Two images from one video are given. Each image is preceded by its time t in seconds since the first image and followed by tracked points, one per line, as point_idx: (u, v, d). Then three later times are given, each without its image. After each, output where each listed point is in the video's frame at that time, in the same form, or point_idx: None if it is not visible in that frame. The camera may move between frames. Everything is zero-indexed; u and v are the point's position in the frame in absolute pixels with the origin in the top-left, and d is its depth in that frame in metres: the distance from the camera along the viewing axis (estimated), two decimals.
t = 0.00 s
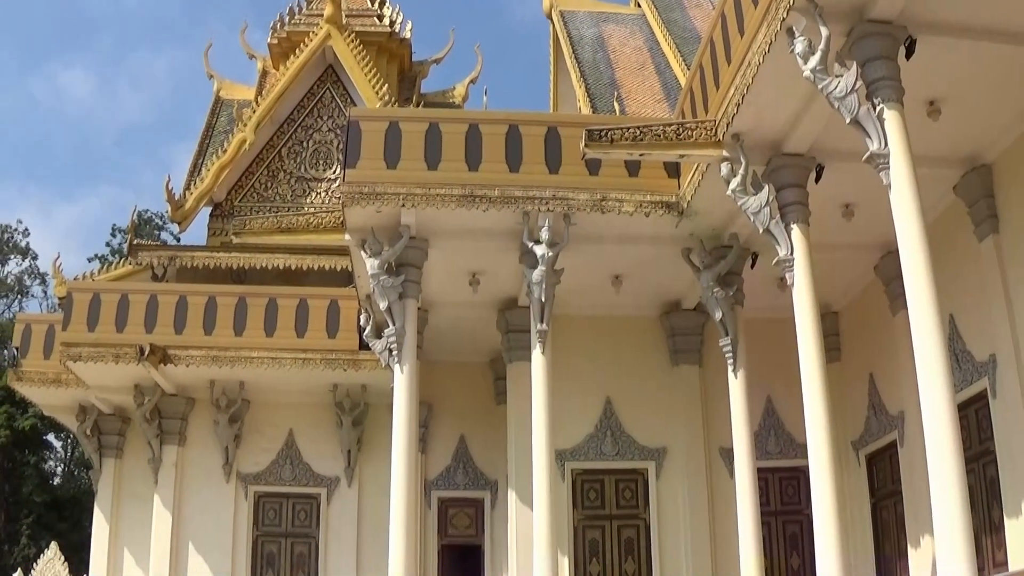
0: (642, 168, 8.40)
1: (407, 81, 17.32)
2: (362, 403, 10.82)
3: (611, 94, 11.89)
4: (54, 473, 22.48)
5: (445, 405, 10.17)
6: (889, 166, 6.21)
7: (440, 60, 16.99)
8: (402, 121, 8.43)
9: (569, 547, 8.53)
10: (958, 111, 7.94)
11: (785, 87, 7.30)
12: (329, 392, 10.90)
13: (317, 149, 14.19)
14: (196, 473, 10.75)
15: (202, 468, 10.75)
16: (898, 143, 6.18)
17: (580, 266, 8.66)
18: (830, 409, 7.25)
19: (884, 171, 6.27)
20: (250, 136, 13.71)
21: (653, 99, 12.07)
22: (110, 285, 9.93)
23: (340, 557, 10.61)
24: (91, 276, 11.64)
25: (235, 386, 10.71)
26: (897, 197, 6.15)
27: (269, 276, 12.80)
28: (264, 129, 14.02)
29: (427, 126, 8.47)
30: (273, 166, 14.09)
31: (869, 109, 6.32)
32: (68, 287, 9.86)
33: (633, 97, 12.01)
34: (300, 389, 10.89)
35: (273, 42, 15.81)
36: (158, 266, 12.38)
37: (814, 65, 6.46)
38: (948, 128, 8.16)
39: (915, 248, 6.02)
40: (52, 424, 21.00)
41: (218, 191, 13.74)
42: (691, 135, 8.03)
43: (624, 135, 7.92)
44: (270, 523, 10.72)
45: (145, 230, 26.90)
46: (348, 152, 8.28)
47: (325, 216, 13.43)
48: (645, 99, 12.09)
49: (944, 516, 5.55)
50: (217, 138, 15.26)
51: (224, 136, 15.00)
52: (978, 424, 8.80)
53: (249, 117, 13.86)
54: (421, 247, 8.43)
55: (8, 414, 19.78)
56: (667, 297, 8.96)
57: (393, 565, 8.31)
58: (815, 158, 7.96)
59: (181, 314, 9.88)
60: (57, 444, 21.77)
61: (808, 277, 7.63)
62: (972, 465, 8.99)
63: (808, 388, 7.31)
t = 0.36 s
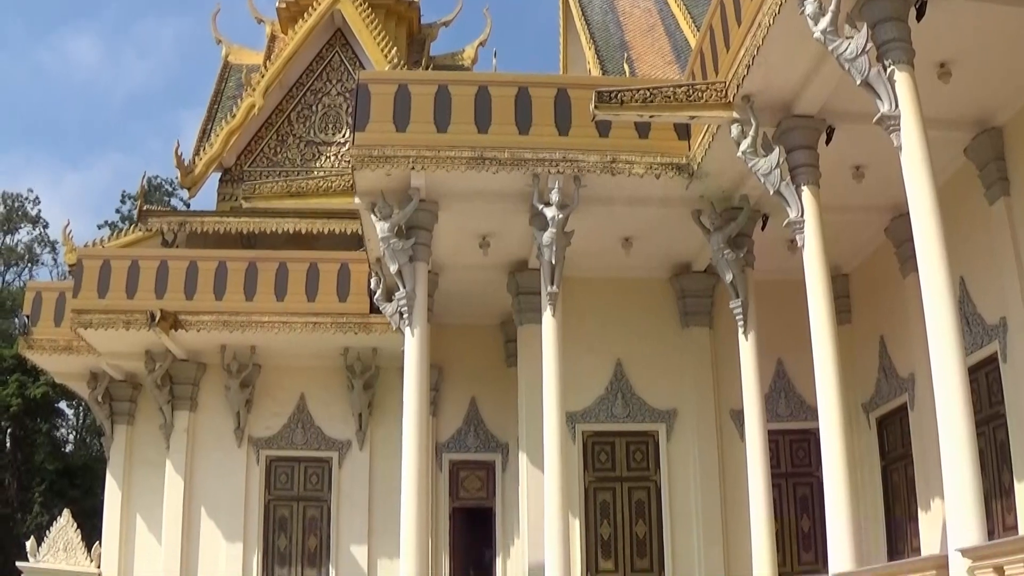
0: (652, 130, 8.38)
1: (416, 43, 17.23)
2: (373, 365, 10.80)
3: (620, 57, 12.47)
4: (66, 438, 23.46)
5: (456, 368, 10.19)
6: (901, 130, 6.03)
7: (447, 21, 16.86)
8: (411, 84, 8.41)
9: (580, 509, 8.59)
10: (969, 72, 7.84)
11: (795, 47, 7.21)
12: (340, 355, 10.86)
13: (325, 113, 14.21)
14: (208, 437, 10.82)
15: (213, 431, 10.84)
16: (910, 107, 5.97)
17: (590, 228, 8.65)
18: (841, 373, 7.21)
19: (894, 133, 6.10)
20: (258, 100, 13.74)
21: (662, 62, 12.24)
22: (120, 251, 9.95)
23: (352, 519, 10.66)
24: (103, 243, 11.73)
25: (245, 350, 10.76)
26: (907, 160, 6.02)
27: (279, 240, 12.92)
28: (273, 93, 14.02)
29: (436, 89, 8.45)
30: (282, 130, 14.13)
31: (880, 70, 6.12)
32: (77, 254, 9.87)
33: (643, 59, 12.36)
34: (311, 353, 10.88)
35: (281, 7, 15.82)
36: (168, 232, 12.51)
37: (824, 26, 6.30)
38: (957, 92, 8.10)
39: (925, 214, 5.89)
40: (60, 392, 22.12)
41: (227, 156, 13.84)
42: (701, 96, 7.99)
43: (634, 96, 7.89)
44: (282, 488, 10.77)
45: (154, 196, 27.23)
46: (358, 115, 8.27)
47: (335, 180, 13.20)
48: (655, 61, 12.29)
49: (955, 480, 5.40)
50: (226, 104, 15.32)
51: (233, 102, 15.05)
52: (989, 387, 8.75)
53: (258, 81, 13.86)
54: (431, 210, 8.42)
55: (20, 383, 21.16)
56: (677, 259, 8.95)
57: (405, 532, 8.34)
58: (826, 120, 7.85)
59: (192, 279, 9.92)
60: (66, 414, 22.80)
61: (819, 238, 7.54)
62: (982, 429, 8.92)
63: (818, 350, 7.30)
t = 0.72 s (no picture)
0: (663, 90, 8.33)
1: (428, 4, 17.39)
2: (385, 327, 10.74)
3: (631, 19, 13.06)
4: (79, 405, 23.73)
5: (468, 330, 10.20)
6: (912, 89, 5.92)
7: None
8: (421, 45, 8.39)
9: (592, 469, 8.64)
10: (981, 33, 7.67)
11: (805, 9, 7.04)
12: (353, 317, 10.82)
13: (336, 76, 14.10)
14: (221, 400, 10.87)
15: (225, 394, 10.89)
16: (922, 67, 5.85)
17: (601, 188, 8.64)
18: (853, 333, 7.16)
19: (906, 93, 6.00)
20: (268, 63, 13.64)
21: (674, 20, 12.96)
22: (132, 215, 9.96)
23: (365, 479, 10.73)
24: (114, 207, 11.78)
25: (257, 313, 10.71)
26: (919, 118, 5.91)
27: (290, 203, 12.89)
28: (283, 56, 13.93)
29: (446, 50, 8.42)
30: (292, 93, 14.06)
31: (891, 30, 6.03)
32: (88, 220, 9.88)
33: (654, 18, 13.00)
34: (324, 315, 10.86)
35: None
36: (179, 195, 12.62)
37: None
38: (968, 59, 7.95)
39: (938, 174, 5.78)
40: (74, 355, 21.96)
41: (238, 119, 13.83)
42: (713, 55, 7.89)
43: (644, 56, 7.81)
44: (295, 450, 10.82)
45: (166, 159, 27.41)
46: (368, 77, 8.24)
47: (346, 141, 13.59)
48: (665, 20, 12.98)
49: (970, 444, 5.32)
50: (236, 67, 15.31)
51: (243, 65, 15.03)
52: (1000, 348, 8.66)
53: (267, 44, 13.76)
54: (441, 170, 8.42)
55: (34, 347, 20.80)
56: (689, 219, 8.93)
57: (416, 495, 8.37)
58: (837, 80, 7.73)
59: (204, 241, 9.93)
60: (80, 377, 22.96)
61: (831, 195, 7.50)
62: (994, 389, 8.81)
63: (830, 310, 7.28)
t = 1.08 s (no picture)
0: (679, 55, 8.25)
1: None
2: (402, 294, 10.74)
3: None
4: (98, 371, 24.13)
5: (484, 296, 10.21)
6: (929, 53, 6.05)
7: None
8: (437, 11, 8.34)
9: (609, 435, 8.70)
10: None
11: None
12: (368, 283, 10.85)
13: (352, 42, 13.78)
14: (238, 367, 10.91)
15: (241, 362, 10.93)
16: (937, 30, 5.99)
17: (617, 154, 8.61)
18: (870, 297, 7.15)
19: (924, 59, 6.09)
20: (284, 32, 13.38)
21: None
22: (148, 183, 9.99)
23: (382, 445, 10.74)
24: (131, 175, 11.82)
25: (274, 280, 10.70)
26: (935, 89, 6.00)
27: (307, 169, 12.94)
28: (298, 23, 13.59)
29: (462, 16, 8.39)
30: (307, 60, 13.76)
31: None
32: (105, 188, 9.92)
33: None
34: (341, 282, 10.85)
35: None
36: (195, 162, 12.65)
37: None
38: (990, 28, 7.85)
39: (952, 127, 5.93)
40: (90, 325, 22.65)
41: (253, 87, 13.56)
42: (730, 21, 7.72)
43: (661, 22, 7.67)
44: (311, 417, 10.84)
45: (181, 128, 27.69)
46: (384, 43, 8.19)
47: (363, 108, 13.34)
48: None
49: (984, 411, 5.45)
50: (251, 34, 15.20)
51: (258, 32, 14.89)
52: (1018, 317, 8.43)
53: (282, 11, 13.44)
54: (458, 136, 8.39)
55: (52, 316, 21.46)
56: (706, 184, 8.92)
57: (433, 462, 8.41)
58: (855, 45, 7.57)
59: (220, 208, 9.94)
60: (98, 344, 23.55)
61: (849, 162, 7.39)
62: (1011, 356, 8.64)
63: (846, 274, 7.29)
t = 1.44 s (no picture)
0: (695, 23, 8.19)
1: None
2: (416, 261, 10.77)
3: None
4: (113, 338, 25.35)
5: (498, 264, 10.21)
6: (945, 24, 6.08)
7: None
8: None
9: (622, 402, 8.74)
10: None
11: None
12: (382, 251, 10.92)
13: (366, 9, 13.74)
14: (253, 334, 10.98)
15: (255, 329, 10.99)
16: None
17: (631, 121, 8.59)
18: (885, 265, 7.12)
19: (940, 27, 6.14)
20: None
21: None
22: (162, 150, 10.02)
23: (396, 412, 10.78)
24: (144, 141, 11.73)
25: (288, 248, 10.78)
26: (952, 58, 6.02)
27: (320, 137, 12.83)
28: None
29: None
30: (322, 27, 13.73)
31: None
32: (119, 155, 9.93)
33: None
34: (356, 249, 10.87)
35: None
36: (209, 129, 12.54)
37: None
38: None
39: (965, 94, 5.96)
40: (104, 292, 23.07)
41: (267, 54, 13.55)
42: None
43: None
44: (325, 383, 10.88)
45: (196, 97, 28.34)
46: (398, 10, 8.10)
47: (376, 75, 13.16)
48: None
49: (995, 381, 5.49)
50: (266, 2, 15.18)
51: None
52: None
53: None
54: (472, 103, 8.38)
55: (65, 284, 21.85)
56: (721, 152, 8.91)
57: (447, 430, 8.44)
58: (871, 14, 7.42)
59: (234, 175, 9.92)
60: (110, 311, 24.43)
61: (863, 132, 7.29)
62: None
63: (860, 244, 7.26)
